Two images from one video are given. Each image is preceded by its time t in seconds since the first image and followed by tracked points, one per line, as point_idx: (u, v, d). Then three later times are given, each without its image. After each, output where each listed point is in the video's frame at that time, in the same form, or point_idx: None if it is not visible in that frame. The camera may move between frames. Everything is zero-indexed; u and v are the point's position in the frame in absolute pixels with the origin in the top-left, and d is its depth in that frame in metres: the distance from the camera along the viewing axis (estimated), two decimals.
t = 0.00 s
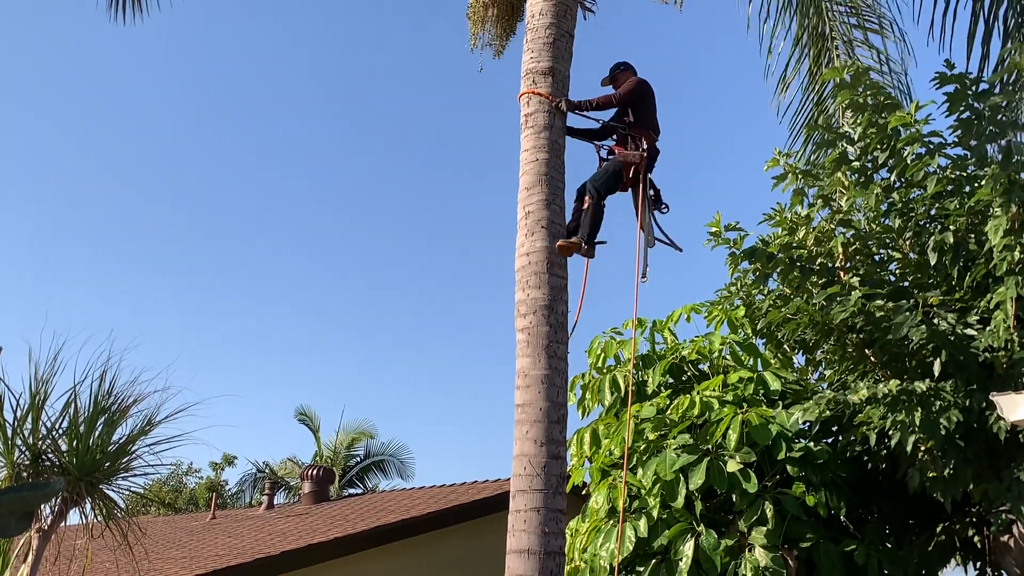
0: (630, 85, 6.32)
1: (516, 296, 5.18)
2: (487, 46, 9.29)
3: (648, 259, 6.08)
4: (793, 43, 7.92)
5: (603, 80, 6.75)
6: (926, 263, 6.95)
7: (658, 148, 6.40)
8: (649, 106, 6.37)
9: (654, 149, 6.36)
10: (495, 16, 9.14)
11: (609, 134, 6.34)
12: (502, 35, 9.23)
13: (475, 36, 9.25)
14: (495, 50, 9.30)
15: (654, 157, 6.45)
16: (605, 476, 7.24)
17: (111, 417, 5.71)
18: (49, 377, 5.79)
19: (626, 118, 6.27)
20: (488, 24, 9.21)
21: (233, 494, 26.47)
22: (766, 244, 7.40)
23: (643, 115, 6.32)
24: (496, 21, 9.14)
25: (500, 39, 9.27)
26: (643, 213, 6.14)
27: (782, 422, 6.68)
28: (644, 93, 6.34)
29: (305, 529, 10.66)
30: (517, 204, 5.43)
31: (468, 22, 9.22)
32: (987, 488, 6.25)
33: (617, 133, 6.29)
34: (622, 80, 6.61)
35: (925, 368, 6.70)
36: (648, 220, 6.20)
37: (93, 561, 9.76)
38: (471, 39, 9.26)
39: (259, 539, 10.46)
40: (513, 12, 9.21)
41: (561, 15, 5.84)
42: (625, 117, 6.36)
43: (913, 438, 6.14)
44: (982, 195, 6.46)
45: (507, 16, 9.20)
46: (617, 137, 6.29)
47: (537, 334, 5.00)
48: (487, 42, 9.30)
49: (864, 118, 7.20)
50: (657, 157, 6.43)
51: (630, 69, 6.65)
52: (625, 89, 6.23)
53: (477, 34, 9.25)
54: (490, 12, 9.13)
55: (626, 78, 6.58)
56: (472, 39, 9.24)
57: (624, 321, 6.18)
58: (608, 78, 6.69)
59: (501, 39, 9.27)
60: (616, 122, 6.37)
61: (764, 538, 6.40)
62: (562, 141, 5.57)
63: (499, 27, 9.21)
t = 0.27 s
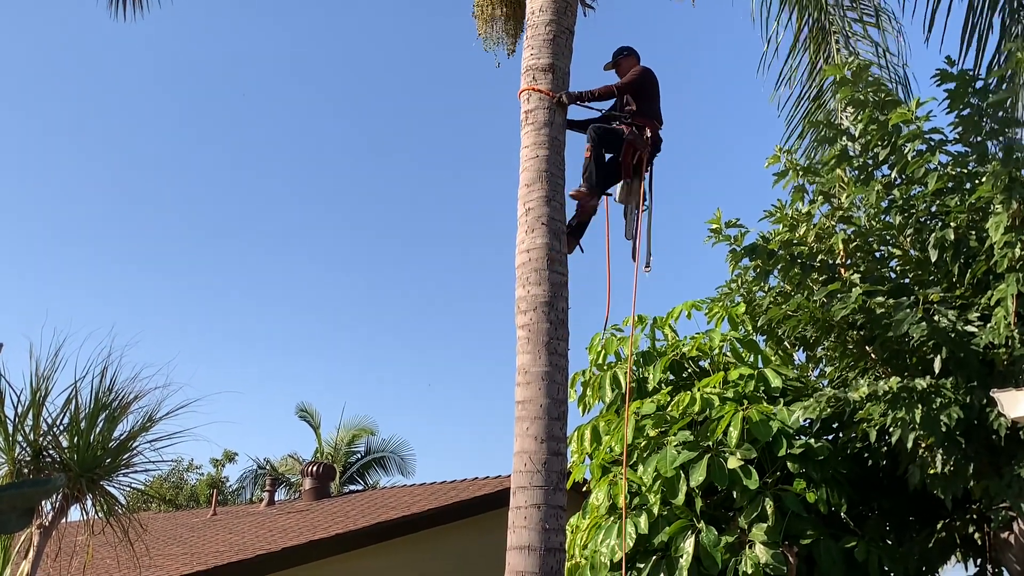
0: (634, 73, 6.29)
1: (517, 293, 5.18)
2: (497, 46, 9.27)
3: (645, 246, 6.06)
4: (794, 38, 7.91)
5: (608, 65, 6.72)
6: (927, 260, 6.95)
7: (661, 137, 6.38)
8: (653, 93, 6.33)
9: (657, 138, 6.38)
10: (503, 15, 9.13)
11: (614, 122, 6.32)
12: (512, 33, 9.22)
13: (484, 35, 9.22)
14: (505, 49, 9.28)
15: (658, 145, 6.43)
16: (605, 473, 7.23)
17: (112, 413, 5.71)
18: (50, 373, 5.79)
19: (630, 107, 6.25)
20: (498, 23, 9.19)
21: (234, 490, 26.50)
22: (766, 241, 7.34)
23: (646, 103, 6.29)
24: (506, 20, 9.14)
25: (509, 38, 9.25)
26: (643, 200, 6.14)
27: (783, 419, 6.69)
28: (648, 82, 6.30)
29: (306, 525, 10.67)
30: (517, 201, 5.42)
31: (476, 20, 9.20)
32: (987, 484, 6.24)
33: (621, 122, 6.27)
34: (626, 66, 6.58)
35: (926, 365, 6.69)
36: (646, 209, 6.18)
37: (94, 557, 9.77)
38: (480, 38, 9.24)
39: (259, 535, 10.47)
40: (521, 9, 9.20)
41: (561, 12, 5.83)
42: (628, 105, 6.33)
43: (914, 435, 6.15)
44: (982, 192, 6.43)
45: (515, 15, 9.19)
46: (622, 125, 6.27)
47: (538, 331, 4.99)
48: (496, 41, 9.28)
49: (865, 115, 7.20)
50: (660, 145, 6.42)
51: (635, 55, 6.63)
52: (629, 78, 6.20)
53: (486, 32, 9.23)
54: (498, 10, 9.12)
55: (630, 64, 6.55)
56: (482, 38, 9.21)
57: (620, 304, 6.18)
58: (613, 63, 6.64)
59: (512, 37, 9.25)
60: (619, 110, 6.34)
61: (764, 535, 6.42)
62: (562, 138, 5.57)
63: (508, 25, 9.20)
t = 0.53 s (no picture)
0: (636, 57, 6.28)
1: (517, 290, 5.18)
2: (496, 44, 9.26)
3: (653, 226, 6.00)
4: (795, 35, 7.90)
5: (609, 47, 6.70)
6: (928, 258, 6.90)
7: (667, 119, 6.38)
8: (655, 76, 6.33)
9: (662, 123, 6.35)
10: (503, 13, 9.12)
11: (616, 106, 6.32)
12: (512, 31, 9.20)
13: (485, 33, 9.22)
14: (506, 47, 9.26)
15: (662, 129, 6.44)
16: (606, 471, 7.27)
17: (113, 410, 5.71)
18: (51, 369, 5.79)
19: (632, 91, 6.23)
20: (498, 21, 9.18)
21: (234, 487, 26.53)
22: (766, 238, 7.35)
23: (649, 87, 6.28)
24: (506, 18, 9.12)
25: (509, 35, 9.24)
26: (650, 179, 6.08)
27: (784, 417, 6.68)
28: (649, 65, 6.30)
29: (306, 522, 10.67)
30: (517, 198, 5.42)
31: (476, 19, 9.21)
32: (988, 482, 6.25)
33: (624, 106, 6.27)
34: (626, 50, 6.57)
35: (927, 362, 6.66)
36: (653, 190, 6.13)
37: (95, 554, 9.78)
38: (482, 36, 9.25)
39: (260, 532, 10.47)
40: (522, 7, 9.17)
41: (562, 9, 5.82)
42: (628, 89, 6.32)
43: (914, 432, 6.16)
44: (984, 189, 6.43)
45: (515, 13, 9.16)
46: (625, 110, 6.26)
47: (538, 328, 4.99)
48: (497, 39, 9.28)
49: (866, 112, 7.16)
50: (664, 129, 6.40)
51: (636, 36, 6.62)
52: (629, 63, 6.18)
53: (487, 30, 9.23)
54: (498, 8, 9.10)
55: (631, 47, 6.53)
56: (483, 36, 9.21)
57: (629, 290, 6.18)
58: (612, 46, 6.62)
59: (512, 34, 9.24)
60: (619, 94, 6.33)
61: (764, 532, 6.41)
62: (563, 135, 5.56)
63: (508, 22, 9.18)
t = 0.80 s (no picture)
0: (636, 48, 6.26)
1: (518, 288, 5.18)
2: (491, 41, 9.25)
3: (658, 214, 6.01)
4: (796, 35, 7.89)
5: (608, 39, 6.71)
6: (929, 256, 6.90)
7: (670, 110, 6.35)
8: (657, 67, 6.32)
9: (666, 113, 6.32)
10: (498, 10, 9.10)
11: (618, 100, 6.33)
12: (507, 28, 9.19)
13: (479, 30, 9.22)
14: (500, 44, 9.25)
15: (665, 120, 6.44)
16: (606, 469, 7.25)
17: (114, 408, 5.71)
18: (52, 368, 5.79)
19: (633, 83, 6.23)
20: (493, 18, 9.16)
21: (235, 485, 26.55)
22: (768, 236, 7.39)
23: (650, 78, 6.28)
24: (502, 14, 9.10)
25: (504, 32, 9.22)
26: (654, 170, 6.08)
27: (785, 415, 6.65)
28: (650, 56, 6.29)
29: (307, 520, 10.67)
30: (518, 196, 5.42)
31: (472, 16, 9.21)
32: (988, 481, 6.26)
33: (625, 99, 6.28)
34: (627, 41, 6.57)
35: (927, 361, 6.65)
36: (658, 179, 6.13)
37: (97, 552, 9.79)
38: (475, 34, 9.24)
39: (260, 530, 10.48)
40: (518, 4, 9.15)
41: (563, 7, 5.82)
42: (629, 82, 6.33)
43: (915, 431, 6.16)
44: (985, 187, 6.46)
45: (511, 10, 9.14)
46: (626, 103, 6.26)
47: (539, 326, 4.99)
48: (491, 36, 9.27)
49: (867, 111, 7.18)
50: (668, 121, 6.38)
51: (637, 27, 6.61)
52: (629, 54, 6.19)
53: (482, 27, 9.22)
54: (493, 6, 9.09)
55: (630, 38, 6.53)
56: (477, 34, 9.21)
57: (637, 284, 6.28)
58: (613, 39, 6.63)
59: (507, 32, 9.21)
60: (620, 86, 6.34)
61: (765, 531, 6.41)
62: (565, 133, 5.56)
63: (503, 20, 9.16)
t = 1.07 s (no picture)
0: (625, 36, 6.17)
1: (520, 287, 5.18)
2: (488, 37, 9.25)
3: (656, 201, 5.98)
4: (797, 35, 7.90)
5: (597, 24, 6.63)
6: (931, 254, 6.86)
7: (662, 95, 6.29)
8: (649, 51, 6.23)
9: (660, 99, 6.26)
10: (496, 7, 9.10)
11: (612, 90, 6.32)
12: (504, 27, 9.20)
13: (475, 26, 9.20)
14: (496, 41, 9.26)
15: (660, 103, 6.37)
16: (607, 468, 7.24)
17: (116, 408, 5.72)
18: (53, 367, 5.79)
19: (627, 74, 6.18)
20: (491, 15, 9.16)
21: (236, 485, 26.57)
22: (770, 235, 7.43)
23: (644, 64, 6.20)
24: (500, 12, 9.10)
25: (501, 30, 9.23)
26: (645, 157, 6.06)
27: (787, 414, 6.66)
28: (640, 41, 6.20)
29: (308, 520, 10.67)
30: (520, 195, 5.42)
31: (469, 11, 9.19)
32: (991, 480, 6.25)
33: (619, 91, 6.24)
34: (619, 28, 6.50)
35: (929, 360, 6.68)
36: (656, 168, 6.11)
37: (99, 551, 9.79)
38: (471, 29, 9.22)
39: (262, 530, 10.48)
40: (516, 3, 9.16)
41: (566, 6, 5.82)
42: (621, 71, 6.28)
43: (917, 429, 6.18)
44: (986, 185, 6.49)
45: (509, 7, 9.15)
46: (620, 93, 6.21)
47: (541, 326, 4.99)
48: (487, 33, 9.27)
49: (869, 110, 7.18)
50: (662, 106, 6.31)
51: (627, 11, 6.54)
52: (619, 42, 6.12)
53: (478, 23, 9.21)
54: (492, 3, 9.08)
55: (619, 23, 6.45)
56: (473, 29, 9.20)
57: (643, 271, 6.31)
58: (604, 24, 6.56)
59: (504, 29, 9.23)
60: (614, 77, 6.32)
61: (766, 530, 6.39)
62: (567, 132, 5.56)
63: (501, 17, 9.16)
